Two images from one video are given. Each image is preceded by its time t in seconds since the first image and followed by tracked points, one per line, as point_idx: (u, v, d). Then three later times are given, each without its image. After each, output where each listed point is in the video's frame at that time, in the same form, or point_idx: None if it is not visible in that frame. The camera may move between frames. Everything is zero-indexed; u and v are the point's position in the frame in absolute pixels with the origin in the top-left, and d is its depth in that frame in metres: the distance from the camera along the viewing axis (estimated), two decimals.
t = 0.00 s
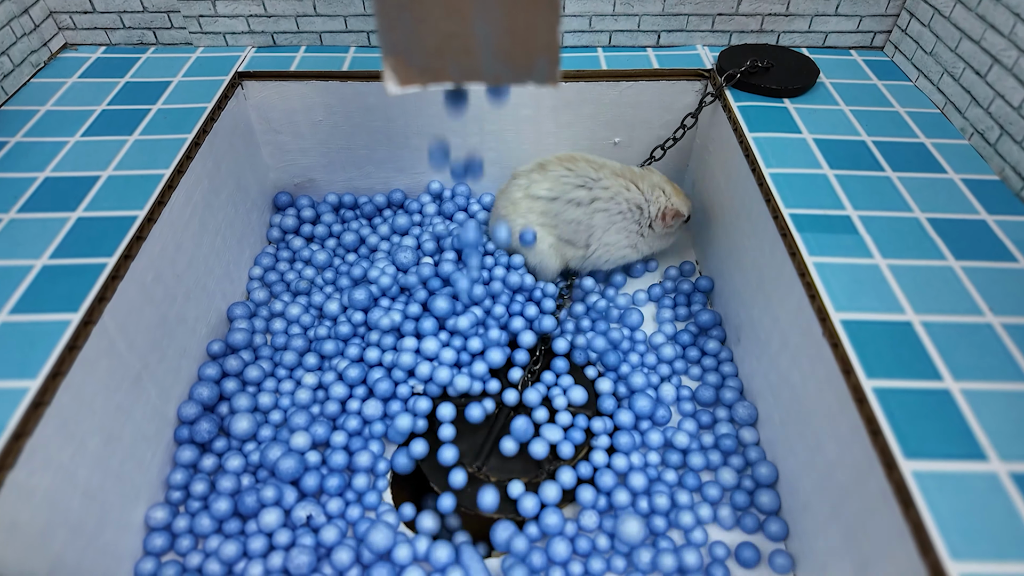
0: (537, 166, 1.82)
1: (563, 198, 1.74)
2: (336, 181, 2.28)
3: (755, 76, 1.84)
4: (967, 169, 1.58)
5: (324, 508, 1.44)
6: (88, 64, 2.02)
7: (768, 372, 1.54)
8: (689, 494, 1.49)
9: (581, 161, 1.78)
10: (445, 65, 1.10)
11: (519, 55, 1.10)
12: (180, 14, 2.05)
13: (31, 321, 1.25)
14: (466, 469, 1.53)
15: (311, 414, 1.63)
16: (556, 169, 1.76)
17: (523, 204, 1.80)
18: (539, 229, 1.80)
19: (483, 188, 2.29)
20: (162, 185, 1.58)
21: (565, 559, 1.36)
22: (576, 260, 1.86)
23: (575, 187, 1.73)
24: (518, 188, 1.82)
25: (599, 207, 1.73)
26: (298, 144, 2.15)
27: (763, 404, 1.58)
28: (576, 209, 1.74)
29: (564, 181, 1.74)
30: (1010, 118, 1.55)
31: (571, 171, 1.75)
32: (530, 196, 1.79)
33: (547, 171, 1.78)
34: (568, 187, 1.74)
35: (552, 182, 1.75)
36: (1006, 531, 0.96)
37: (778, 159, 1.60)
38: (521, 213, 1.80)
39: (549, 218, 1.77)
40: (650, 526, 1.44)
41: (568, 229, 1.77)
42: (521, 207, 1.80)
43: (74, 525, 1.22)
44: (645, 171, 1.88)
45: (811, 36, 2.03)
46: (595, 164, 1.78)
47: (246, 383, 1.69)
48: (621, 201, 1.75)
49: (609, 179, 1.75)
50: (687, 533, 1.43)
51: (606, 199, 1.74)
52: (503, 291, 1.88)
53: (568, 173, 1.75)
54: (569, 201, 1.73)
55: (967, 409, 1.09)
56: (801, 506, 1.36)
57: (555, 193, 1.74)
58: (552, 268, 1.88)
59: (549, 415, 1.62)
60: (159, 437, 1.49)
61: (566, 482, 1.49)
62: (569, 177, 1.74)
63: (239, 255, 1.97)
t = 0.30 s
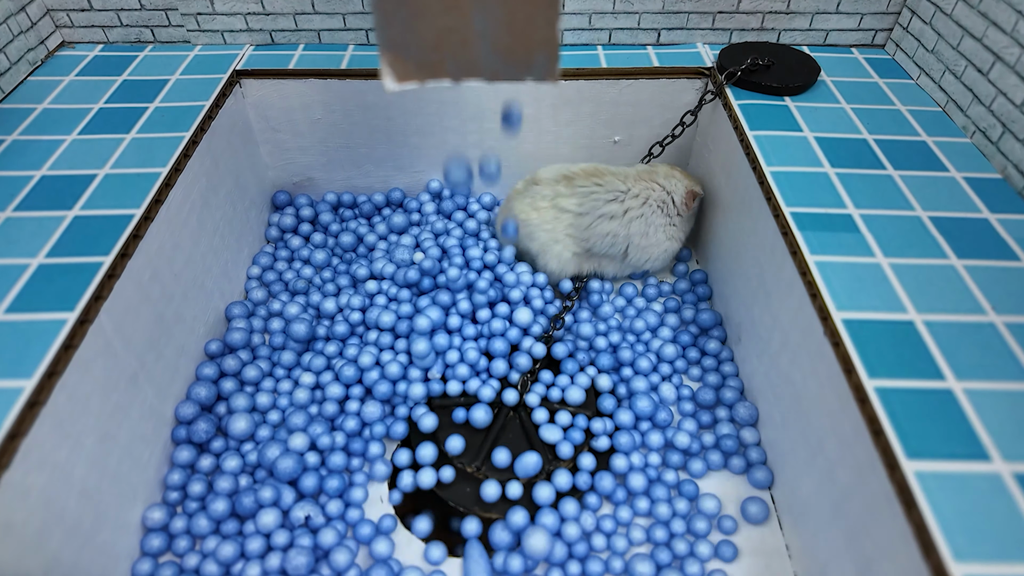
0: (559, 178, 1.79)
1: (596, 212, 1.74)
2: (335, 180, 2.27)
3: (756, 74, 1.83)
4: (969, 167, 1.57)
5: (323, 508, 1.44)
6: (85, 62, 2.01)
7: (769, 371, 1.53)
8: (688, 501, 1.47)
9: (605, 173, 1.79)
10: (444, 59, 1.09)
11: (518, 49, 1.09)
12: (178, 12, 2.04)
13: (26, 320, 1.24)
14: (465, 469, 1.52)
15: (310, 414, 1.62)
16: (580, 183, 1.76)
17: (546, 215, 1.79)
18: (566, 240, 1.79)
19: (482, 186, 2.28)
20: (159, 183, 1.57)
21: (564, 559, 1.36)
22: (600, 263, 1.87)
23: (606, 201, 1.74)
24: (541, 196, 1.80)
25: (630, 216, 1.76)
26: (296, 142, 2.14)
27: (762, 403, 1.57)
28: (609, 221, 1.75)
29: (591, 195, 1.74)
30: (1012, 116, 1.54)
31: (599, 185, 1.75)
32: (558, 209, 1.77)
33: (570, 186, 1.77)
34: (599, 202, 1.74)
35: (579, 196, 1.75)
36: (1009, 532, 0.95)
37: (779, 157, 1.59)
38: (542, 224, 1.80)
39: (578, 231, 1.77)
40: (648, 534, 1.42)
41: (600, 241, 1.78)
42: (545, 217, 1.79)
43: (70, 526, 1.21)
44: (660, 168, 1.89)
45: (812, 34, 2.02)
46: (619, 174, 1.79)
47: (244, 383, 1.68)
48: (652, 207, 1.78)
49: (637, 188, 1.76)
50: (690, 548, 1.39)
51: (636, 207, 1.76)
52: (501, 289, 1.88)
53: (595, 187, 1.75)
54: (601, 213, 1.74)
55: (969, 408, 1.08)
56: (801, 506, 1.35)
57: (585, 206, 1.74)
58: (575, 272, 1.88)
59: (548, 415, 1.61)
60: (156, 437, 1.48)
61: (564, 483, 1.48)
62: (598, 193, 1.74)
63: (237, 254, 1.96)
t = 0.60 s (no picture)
0: (605, 186, 1.73)
1: (639, 230, 1.71)
2: (336, 181, 2.27)
3: (758, 76, 1.83)
4: (971, 169, 1.56)
5: (325, 511, 1.43)
6: (86, 63, 2.01)
7: (772, 372, 1.52)
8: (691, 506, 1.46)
9: (649, 188, 1.74)
10: (444, 59, 1.08)
11: (519, 49, 1.09)
12: (179, 12, 2.04)
13: (27, 323, 1.24)
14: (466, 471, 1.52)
15: (312, 416, 1.61)
16: (628, 196, 1.70)
17: (583, 221, 1.73)
18: (595, 250, 1.75)
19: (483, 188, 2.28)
20: (160, 185, 1.57)
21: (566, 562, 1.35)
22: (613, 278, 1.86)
23: (651, 221, 1.70)
24: (583, 202, 1.73)
25: (664, 238, 1.75)
26: (297, 144, 2.14)
27: (765, 404, 1.57)
28: (644, 239, 1.73)
29: (638, 213, 1.69)
30: (1015, 117, 1.54)
31: (646, 203, 1.70)
32: (597, 218, 1.71)
33: (617, 195, 1.71)
34: (642, 219, 1.70)
35: (623, 210, 1.69)
36: (1014, 536, 0.94)
37: (781, 159, 1.59)
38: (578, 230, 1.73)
39: (610, 245, 1.74)
40: (651, 537, 1.41)
41: (629, 258, 1.76)
42: (583, 224, 1.72)
43: (71, 530, 1.20)
44: (681, 186, 1.88)
45: (814, 35, 2.02)
46: (665, 192, 1.76)
47: (246, 385, 1.68)
48: (683, 232, 1.79)
49: (678, 211, 1.75)
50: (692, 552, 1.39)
51: (671, 231, 1.75)
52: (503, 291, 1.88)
53: (642, 203, 1.70)
54: (643, 232, 1.71)
55: (973, 411, 1.08)
56: (804, 509, 1.35)
57: (627, 223, 1.70)
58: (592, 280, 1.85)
59: (550, 417, 1.61)
60: (157, 439, 1.48)
61: (566, 485, 1.47)
62: (646, 210, 1.70)
63: (238, 256, 1.96)
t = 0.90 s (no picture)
0: (572, 165, 1.85)
1: (589, 198, 1.77)
2: (336, 178, 2.26)
3: (761, 72, 1.82)
4: (975, 166, 1.55)
5: (325, 509, 1.42)
6: (84, 59, 2.00)
7: (775, 370, 1.51)
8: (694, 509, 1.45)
9: (615, 167, 1.80)
10: (445, 54, 1.07)
11: (522, 45, 1.08)
12: (178, 9, 2.03)
13: (24, 319, 1.23)
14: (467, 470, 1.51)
15: (311, 414, 1.60)
16: (585, 170, 1.81)
17: (552, 197, 1.83)
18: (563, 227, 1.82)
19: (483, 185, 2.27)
20: (159, 181, 1.56)
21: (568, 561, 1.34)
22: (592, 267, 1.84)
23: (600, 190, 1.77)
24: (551, 183, 1.85)
25: (616, 213, 1.74)
26: (297, 141, 2.13)
27: (767, 402, 1.56)
28: (599, 212, 1.76)
29: (591, 183, 1.78)
30: (1019, 113, 1.53)
31: (600, 175, 1.78)
32: (563, 195, 1.82)
33: (579, 172, 1.82)
34: (595, 189, 1.78)
35: (581, 182, 1.80)
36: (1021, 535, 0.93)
37: (784, 155, 1.58)
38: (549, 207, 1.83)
39: (576, 218, 1.81)
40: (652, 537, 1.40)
41: (590, 235, 1.78)
42: (549, 201, 1.83)
43: (68, 528, 1.19)
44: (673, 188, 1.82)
45: (817, 31, 2.01)
46: (629, 172, 1.80)
47: (245, 383, 1.67)
48: (635, 212, 1.74)
49: (632, 186, 1.76)
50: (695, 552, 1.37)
51: (623, 205, 1.74)
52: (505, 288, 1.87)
53: (597, 176, 1.79)
54: (591, 202, 1.77)
55: (979, 408, 1.07)
56: (808, 507, 1.34)
57: (582, 193, 1.79)
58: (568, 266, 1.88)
59: (552, 415, 1.60)
60: (156, 437, 1.47)
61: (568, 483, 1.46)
62: (596, 180, 1.78)
63: (238, 253, 1.95)
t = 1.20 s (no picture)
0: (573, 154, 1.87)
1: (587, 183, 1.78)
2: (337, 177, 2.25)
3: (763, 69, 1.81)
4: (980, 163, 1.55)
5: (326, 509, 1.41)
6: (85, 57, 1.99)
7: (778, 369, 1.51)
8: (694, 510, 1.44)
9: (616, 158, 1.81)
10: (446, 49, 1.06)
11: (525, 41, 1.07)
12: (178, 7, 2.02)
13: (24, 317, 1.22)
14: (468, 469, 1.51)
15: (312, 413, 1.59)
16: (587, 158, 1.82)
17: (553, 184, 1.85)
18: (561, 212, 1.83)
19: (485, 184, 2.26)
20: (159, 179, 1.55)
21: (570, 560, 1.33)
22: (585, 252, 1.84)
23: (598, 177, 1.78)
24: (552, 170, 1.87)
25: (613, 203, 1.74)
26: (298, 139, 2.12)
27: (770, 402, 1.55)
28: (595, 198, 1.76)
29: (591, 170, 1.79)
30: None
31: (600, 163, 1.80)
32: (562, 181, 1.83)
33: (580, 159, 1.83)
34: (593, 176, 1.79)
35: (580, 167, 1.81)
36: None
37: (787, 153, 1.58)
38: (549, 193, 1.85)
39: (573, 204, 1.81)
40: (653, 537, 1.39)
41: (585, 217, 1.78)
42: (550, 187, 1.84)
43: (68, 527, 1.18)
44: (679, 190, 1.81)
45: (819, 29, 2.01)
46: (632, 164, 1.81)
47: (245, 381, 1.66)
48: (633, 202, 1.73)
49: (632, 177, 1.76)
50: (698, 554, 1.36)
51: (620, 195, 1.74)
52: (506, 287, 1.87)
53: (597, 163, 1.80)
54: (589, 186, 1.78)
55: (985, 407, 1.06)
56: (812, 507, 1.33)
57: (581, 178, 1.80)
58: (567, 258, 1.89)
59: (554, 415, 1.59)
60: (156, 436, 1.46)
61: (570, 482, 1.45)
62: (596, 167, 1.79)
63: (238, 252, 1.94)
